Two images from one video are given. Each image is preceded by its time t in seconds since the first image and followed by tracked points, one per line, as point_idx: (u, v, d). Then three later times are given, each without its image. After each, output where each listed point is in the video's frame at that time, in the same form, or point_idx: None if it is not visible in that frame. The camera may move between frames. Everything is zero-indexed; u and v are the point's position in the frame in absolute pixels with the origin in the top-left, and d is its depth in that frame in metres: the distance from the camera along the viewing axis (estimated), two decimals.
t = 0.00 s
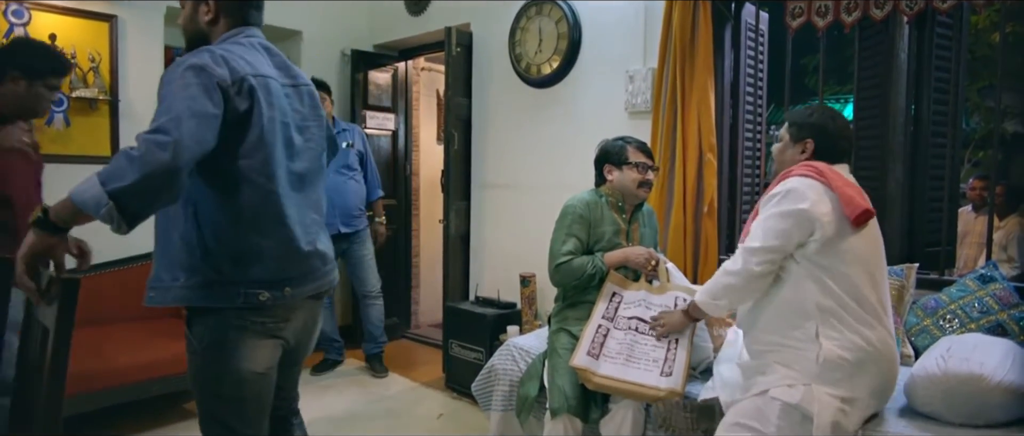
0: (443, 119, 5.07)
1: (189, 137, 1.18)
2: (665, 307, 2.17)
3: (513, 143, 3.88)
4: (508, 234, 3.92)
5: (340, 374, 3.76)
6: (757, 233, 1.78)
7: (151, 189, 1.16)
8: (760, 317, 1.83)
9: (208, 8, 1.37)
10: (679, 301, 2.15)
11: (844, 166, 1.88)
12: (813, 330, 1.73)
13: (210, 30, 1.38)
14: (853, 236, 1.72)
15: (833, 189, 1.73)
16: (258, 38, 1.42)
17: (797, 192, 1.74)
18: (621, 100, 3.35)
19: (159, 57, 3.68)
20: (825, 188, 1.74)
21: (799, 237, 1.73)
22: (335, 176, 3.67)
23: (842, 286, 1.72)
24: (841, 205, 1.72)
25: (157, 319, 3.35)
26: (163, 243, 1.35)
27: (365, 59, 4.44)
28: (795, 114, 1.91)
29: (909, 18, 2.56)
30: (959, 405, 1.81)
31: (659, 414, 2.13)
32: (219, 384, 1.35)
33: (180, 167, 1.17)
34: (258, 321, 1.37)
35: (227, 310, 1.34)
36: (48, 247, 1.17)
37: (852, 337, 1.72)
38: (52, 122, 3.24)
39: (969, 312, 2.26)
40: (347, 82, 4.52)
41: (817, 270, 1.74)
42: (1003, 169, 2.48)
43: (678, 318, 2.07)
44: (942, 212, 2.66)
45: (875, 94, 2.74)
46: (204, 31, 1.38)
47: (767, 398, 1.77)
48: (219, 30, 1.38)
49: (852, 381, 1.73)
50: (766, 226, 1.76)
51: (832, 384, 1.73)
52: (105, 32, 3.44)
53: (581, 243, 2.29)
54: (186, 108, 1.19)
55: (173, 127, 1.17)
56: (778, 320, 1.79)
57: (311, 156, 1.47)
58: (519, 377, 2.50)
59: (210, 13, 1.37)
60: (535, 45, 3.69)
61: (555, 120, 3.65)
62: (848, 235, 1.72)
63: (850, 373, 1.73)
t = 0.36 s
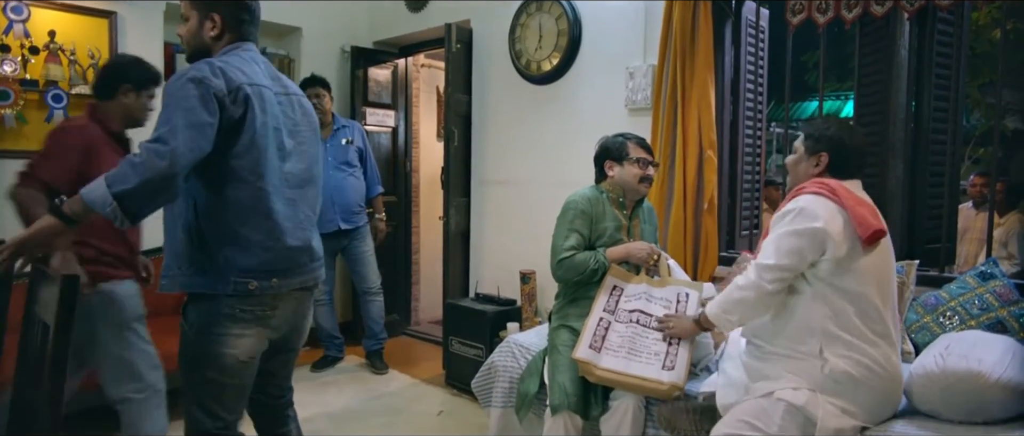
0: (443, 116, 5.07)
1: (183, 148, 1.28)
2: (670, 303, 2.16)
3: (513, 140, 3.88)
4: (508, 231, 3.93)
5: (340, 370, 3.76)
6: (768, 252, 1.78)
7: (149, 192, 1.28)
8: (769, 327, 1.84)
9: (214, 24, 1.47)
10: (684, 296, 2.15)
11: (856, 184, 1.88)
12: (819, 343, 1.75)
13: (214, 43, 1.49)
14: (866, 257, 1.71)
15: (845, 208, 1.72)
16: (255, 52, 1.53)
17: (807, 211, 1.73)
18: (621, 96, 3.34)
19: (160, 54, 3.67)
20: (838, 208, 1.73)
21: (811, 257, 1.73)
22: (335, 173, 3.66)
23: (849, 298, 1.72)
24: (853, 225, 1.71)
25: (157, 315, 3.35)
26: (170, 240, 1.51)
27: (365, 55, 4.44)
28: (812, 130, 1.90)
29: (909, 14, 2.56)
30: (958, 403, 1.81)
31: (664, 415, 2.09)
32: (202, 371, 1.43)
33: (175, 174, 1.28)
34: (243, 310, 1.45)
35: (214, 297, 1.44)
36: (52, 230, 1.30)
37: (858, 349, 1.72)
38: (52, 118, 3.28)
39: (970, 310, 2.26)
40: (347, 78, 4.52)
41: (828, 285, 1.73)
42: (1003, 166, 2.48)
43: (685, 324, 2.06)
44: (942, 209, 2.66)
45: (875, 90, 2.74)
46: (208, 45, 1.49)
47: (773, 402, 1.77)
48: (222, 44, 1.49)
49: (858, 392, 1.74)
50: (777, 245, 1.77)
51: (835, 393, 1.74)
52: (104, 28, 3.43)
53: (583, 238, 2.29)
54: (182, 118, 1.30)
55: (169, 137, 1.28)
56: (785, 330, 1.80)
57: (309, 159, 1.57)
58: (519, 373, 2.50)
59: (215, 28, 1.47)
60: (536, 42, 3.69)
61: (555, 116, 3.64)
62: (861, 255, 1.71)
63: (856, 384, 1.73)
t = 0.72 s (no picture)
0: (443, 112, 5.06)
1: (187, 155, 1.42)
2: (667, 299, 2.19)
3: (513, 136, 3.88)
4: (508, 227, 3.93)
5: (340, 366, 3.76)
6: (764, 240, 1.78)
7: (154, 195, 1.41)
8: (769, 324, 1.84)
9: (184, 32, 1.58)
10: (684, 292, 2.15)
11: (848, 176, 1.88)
12: (820, 340, 1.74)
13: (184, 51, 1.60)
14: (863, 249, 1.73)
15: (843, 199, 1.73)
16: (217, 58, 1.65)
17: (806, 201, 1.73)
18: (621, 92, 3.34)
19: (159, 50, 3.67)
20: (835, 199, 1.73)
21: (807, 247, 1.73)
22: (335, 169, 3.65)
23: (848, 294, 1.73)
24: (850, 217, 1.72)
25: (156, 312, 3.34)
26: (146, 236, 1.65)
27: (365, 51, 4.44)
28: (802, 126, 1.90)
29: (910, 10, 2.56)
30: (959, 398, 1.81)
31: (665, 420, 2.07)
32: (185, 357, 1.59)
33: (176, 180, 1.42)
34: (230, 303, 1.64)
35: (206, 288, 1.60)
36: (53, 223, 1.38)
37: (859, 344, 1.72)
38: (51, 114, 3.27)
39: (970, 305, 2.26)
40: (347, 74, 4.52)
41: (828, 281, 1.73)
42: (1003, 162, 2.48)
43: (681, 271, 2.06)
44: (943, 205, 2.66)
45: (876, 86, 2.73)
46: (177, 51, 1.59)
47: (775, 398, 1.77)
48: (192, 51, 1.60)
49: (859, 389, 1.74)
50: (774, 233, 1.76)
51: (836, 389, 1.74)
52: (103, 24, 3.43)
53: (584, 235, 2.28)
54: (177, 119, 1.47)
55: (175, 149, 1.41)
56: (785, 327, 1.80)
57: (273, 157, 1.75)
58: (519, 369, 2.50)
59: (186, 37, 1.59)
60: (536, 37, 3.68)
61: (555, 113, 3.64)
62: (857, 246, 1.72)
63: (857, 380, 1.73)
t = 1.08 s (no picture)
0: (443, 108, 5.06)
1: (147, 148, 1.58)
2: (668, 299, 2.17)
3: (513, 133, 3.88)
4: (508, 224, 3.93)
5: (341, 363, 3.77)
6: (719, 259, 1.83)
7: (118, 190, 1.54)
8: (744, 327, 1.86)
9: (84, 20, 1.53)
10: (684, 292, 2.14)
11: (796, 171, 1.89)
12: (795, 333, 1.76)
13: (87, 38, 1.55)
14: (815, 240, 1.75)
15: (785, 200, 1.76)
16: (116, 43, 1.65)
17: (749, 211, 1.78)
18: (621, 88, 3.33)
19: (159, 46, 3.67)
20: (779, 201, 1.77)
21: (760, 256, 1.77)
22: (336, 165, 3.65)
23: (818, 287, 1.74)
24: (796, 215, 1.75)
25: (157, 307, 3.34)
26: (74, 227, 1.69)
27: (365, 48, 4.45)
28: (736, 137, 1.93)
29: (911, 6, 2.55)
30: (959, 395, 1.81)
31: (664, 417, 2.05)
32: (156, 338, 1.72)
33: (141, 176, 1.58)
34: (182, 281, 1.81)
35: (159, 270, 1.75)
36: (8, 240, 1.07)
37: (838, 332, 1.73)
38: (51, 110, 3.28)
39: (970, 302, 2.26)
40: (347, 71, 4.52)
41: (790, 279, 1.76)
42: (1004, 160, 2.48)
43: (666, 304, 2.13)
44: (943, 202, 2.66)
45: (877, 82, 2.72)
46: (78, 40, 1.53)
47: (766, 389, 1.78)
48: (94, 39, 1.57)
49: (844, 377, 1.74)
50: (727, 251, 1.81)
51: (822, 378, 1.74)
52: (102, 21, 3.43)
53: (583, 232, 2.29)
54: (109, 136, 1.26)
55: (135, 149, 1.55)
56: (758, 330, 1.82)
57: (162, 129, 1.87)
58: (519, 365, 2.51)
59: (88, 25, 1.54)
60: (536, 34, 3.67)
61: (555, 109, 3.64)
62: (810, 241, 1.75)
63: (839, 368, 1.73)
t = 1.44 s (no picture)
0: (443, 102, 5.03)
1: None
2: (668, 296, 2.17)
3: (513, 127, 3.87)
4: (508, 219, 3.93)
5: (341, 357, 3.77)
6: (722, 249, 1.83)
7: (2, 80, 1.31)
8: (745, 320, 1.86)
9: None
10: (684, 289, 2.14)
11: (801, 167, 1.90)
12: (796, 330, 1.76)
13: None
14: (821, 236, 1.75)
15: (790, 194, 1.76)
16: None
17: (754, 203, 1.78)
18: (621, 83, 3.33)
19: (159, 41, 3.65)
20: (784, 195, 1.77)
21: (764, 248, 1.77)
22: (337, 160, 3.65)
23: (821, 283, 1.74)
24: (801, 209, 1.75)
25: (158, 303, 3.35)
26: None
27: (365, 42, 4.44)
28: (744, 128, 1.93)
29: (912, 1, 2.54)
30: (958, 389, 1.81)
31: (664, 411, 2.05)
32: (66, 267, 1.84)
33: None
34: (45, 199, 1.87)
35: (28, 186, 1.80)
36: None
37: (841, 329, 1.73)
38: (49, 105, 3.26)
39: (970, 297, 2.26)
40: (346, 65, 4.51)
41: (793, 273, 1.76)
42: (1005, 154, 2.48)
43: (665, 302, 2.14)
44: (943, 197, 2.66)
45: (878, 76, 2.71)
46: None
47: (766, 386, 1.78)
48: None
49: (845, 374, 1.74)
50: (730, 241, 1.81)
51: (824, 375, 1.74)
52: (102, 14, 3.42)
53: (581, 226, 2.29)
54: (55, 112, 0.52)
55: None
56: (760, 323, 1.82)
57: None
58: (519, 360, 2.51)
59: None
60: (536, 28, 3.66)
61: (555, 104, 3.64)
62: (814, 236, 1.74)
63: (840, 365, 1.73)
